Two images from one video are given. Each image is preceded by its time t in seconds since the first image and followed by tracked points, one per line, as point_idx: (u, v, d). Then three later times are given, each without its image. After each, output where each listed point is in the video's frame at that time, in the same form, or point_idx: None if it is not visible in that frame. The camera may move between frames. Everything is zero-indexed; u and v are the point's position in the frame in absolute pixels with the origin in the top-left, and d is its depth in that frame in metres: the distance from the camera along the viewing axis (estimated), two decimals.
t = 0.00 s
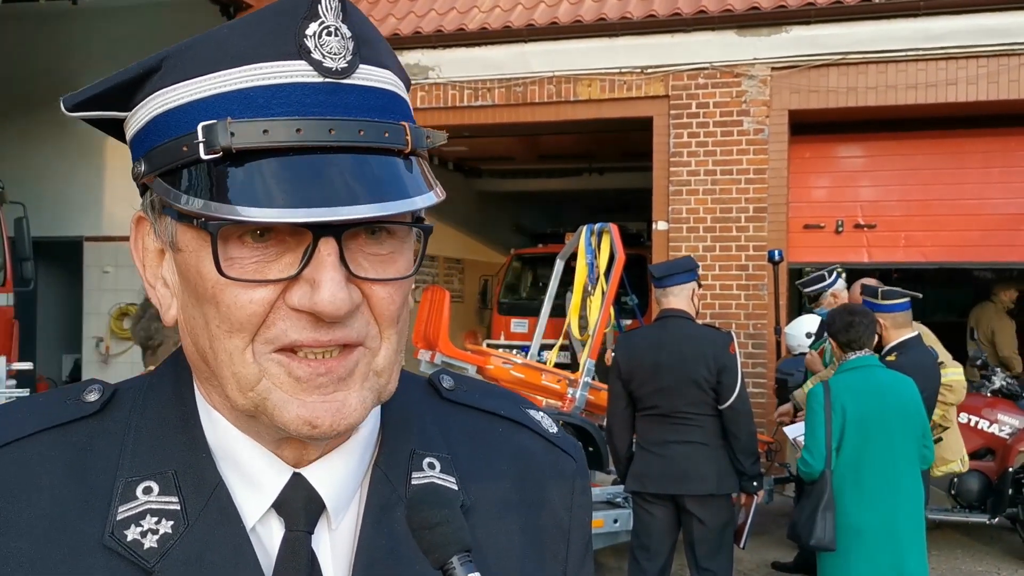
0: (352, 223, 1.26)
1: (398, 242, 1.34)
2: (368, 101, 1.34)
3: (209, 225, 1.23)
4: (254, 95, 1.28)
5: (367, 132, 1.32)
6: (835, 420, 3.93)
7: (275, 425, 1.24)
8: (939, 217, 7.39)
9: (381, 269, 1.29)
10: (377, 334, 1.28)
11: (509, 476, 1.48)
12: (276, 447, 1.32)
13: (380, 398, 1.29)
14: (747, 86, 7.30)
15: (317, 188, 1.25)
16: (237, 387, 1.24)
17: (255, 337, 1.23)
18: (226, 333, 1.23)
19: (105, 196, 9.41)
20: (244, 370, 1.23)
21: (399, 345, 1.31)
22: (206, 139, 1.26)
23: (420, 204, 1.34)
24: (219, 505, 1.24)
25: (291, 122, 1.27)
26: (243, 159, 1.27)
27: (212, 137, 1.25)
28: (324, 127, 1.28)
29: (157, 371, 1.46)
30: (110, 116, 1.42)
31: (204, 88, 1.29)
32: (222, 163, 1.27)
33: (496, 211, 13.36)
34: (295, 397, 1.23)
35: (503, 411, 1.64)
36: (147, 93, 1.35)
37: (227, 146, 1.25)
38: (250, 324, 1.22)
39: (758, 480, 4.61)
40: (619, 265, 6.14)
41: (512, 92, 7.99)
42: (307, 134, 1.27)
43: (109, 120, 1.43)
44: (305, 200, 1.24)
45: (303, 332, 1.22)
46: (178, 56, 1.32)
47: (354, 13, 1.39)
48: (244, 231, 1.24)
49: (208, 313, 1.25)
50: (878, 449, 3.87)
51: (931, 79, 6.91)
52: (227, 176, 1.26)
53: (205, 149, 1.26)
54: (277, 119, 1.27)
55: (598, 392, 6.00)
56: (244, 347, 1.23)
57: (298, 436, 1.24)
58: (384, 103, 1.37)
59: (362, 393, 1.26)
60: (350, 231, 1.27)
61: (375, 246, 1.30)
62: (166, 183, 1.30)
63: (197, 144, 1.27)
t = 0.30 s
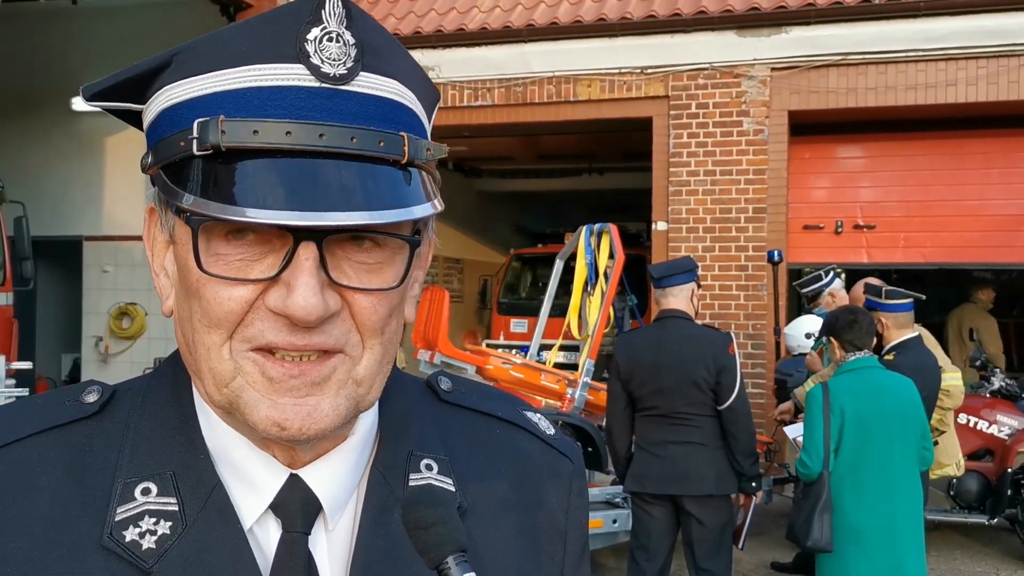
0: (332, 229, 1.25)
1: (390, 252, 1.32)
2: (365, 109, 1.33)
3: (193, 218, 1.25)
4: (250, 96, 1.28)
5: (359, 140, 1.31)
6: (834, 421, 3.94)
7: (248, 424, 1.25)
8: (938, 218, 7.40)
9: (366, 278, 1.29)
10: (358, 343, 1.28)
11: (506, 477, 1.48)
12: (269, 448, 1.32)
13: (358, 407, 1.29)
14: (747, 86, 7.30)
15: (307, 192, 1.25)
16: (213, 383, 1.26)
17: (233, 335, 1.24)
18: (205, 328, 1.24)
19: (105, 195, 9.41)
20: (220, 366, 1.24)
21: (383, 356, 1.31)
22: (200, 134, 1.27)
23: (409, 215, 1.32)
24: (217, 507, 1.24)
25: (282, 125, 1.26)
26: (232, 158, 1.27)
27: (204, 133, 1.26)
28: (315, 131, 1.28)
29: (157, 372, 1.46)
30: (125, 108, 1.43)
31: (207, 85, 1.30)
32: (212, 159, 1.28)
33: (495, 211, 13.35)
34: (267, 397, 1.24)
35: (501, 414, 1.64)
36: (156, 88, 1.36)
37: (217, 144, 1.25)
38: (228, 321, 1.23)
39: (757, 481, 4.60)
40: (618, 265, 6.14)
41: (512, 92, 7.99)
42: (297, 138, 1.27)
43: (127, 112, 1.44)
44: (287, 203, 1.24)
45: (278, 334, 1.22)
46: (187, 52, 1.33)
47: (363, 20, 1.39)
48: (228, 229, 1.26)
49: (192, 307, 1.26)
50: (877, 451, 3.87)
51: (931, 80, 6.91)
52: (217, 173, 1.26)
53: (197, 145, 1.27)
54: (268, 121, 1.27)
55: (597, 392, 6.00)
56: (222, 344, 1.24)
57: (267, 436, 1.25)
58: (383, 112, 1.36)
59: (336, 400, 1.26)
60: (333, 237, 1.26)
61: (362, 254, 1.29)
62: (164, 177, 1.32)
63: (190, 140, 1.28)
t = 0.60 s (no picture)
0: (337, 233, 1.26)
1: (392, 256, 1.33)
2: (370, 115, 1.33)
3: (198, 219, 1.25)
4: (255, 100, 1.28)
5: (362, 145, 1.31)
6: (833, 421, 3.94)
7: (247, 427, 1.26)
8: (938, 218, 7.40)
9: (368, 284, 1.29)
10: (358, 347, 1.28)
11: (504, 479, 1.48)
12: (266, 449, 1.32)
13: (357, 410, 1.30)
14: (746, 86, 7.31)
15: (311, 197, 1.26)
16: (215, 383, 1.26)
17: (235, 337, 1.25)
18: (207, 330, 1.25)
19: (104, 195, 9.41)
20: (222, 367, 1.25)
21: (382, 362, 1.32)
22: (205, 137, 1.27)
23: (412, 222, 1.33)
24: (216, 507, 1.24)
25: (286, 129, 1.27)
26: (237, 161, 1.27)
27: (210, 136, 1.26)
28: (319, 136, 1.28)
29: (157, 372, 1.46)
30: (134, 106, 1.42)
31: (212, 87, 1.30)
32: (218, 161, 1.27)
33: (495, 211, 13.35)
34: (267, 401, 1.25)
35: (499, 416, 1.65)
36: (162, 88, 1.36)
37: (222, 147, 1.26)
38: (231, 323, 1.24)
39: (755, 481, 4.60)
40: (618, 265, 6.14)
41: (511, 92, 8.00)
42: (301, 142, 1.27)
43: (135, 110, 1.45)
44: (291, 208, 1.24)
45: (280, 337, 1.23)
46: (195, 53, 1.34)
47: (370, 26, 1.39)
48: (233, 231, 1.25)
49: (194, 307, 1.27)
50: (876, 451, 3.87)
51: (931, 80, 6.91)
52: (223, 175, 1.26)
53: (203, 147, 1.27)
54: (273, 126, 1.27)
55: (596, 392, 6.00)
56: (224, 345, 1.24)
57: (267, 439, 1.26)
58: (388, 119, 1.36)
59: (336, 406, 1.27)
60: (335, 241, 1.26)
61: (364, 258, 1.30)
62: (171, 177, 1.31)
63: (195, 142, 1.28)
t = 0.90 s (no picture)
0: (354, 229, 1.27)
1: (401, 246, 1.35)
2: (374, 109, 1.35)
3: (219, 228, 1.23)
4: (264, 102, 1.29)
5: (371, 139, 1.33)
6: (834, 421, 3.94)
7: (277, 425, 1.25)
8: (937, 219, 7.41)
9: (383, 274, 1.30)
10: (378, 334, 1.29)
11: (502, 479, 1.49)
12: (277, 449, 1.34)
13: (380, 398, 1.31)
14: (746, 86, 7.31)
15: (327, 193, 1.27)
16: (240, 387, 1.25)
17: (258, 338, 1.24)
18: (229, 333, 1.23)
19: (104, 195, 9.41)
20: (247, 369, 1.24)
21: (399, 348, 1.33)
22: (215, 143, 1.27)
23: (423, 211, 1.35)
24: (219, 506, 1.25)
25: (298, 129, 1.28)
26: (250, 165, 1.28)
27: (221, 142, 1.26)
28: (330, 134, 1.30)
29: (158, 371, 1.47)
30: (119, 118, 1.42)
31: (215, 93, 1.30)
32: (231, 167, 1.27)
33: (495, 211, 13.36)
34: (298, 397, 1.24)
35: (495, 417, 1.65)
36: (156, 97, 1.35)
37: (236, 152, 1.26)
38: (255, 325, 1.23)
39: (754, 482, 4.60)
40: (617, 266, 6.13)
41: (510, 92, 8.00)
42: (314, 141, 1.28)
43: (116, 123, 1.44)
44: (309, 208, 1.25)
45: (306, 335, 1.23)
46: (186, 61, 1.33)
47: (362, 24, 1.41)
48: (250, 234, 1.25)
49: (211, 314, 1.25)
50: (877, 451, 3.88)
51: (930, 80, 6.91)
52: (238, 180, 1.26)
53: (214, 154, 1.27)
54: (283, 126, 1.28)
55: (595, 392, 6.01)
56: (248, 347, 1.23)
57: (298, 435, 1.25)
58: (391, 112, 1.38)
59: (363, 393, 1.27)
60: (354, 236, 1.27)
61: (379, 251, 1.31)
62: (175, 186, 1.30)
63: (205, 149, 1.27)
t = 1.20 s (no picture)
0: (347, 255, 1.26)
1: (397, 263, 1.33)
2: (369, 125, 1.34)
3: (207, 252, 1.24)
4: (255, 119, 1.28)
5: (366, 159, 1.32)
6: (834, 421, 3.94)
7: (266, 444, 1.25)
8: (936, 219, 7.40)
9: (375, 294, 1.28)
10: (368, 359, 1.27)
11: (502, 478, 1.48)
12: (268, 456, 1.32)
13: (371, 416, 1.29)
14: (746, 87, 7.31)
15: (318, 215, 1.27)
16: (231, 405, 1.25)
17: (251, 359, 1.23)
18: (222, 353, 1.23)
19: (103, 195, 9.41)
20: (240, 389, 1.24)
21: (389, 368, 1.31)
22: (204, 163, 1.27)
23: (418, 232, 1.34)
24: (207, 508, 1.24)
25: (291, 150, 1.27)
26: (240, 186, 1.28)
27: (210, 162, 1.26)
28: (324, 155, 1.29)
29: (148, 373, 1.46)
30: (104, 122, 1.42)
31: (206, 108, 1.29)
32: (220, 187, 1.28)
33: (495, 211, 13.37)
34: (288, 418, 1.24)
35: (494, 417, 1.64)
36: (145, 106, 1.34)
37: (224, 173, 1.26)
38: (247, 347, 1.22)
39: (753, 483, 4.61)
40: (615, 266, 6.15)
41: (510, 93, 7.99)
42: (306, 163, 1.28)
43: (103, 126, 1.44)
44: (301, 233, 1.25)
45: (297, 360, 1.22)
46: (173, 69, 1.31)
47: (360, 31, 1.38)
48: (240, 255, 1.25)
49: (204, 333, 1.25)
50: (877, 452, 3.87)
51: (930, 81, 6.91)
52: (225, 200, 1.27)
53: (202, 174, 1.27)
54: (275, 147, 1.27)
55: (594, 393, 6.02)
56: (241, 368, 1.23)
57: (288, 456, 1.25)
58: (387, 126, 1.37)
59: (352, 415, 1.26)
60: (347, 261, 1.26)
61: (374, 270, 1.29)
62: (162, 199, 1.31)
63: (194, 167, 1.27)
